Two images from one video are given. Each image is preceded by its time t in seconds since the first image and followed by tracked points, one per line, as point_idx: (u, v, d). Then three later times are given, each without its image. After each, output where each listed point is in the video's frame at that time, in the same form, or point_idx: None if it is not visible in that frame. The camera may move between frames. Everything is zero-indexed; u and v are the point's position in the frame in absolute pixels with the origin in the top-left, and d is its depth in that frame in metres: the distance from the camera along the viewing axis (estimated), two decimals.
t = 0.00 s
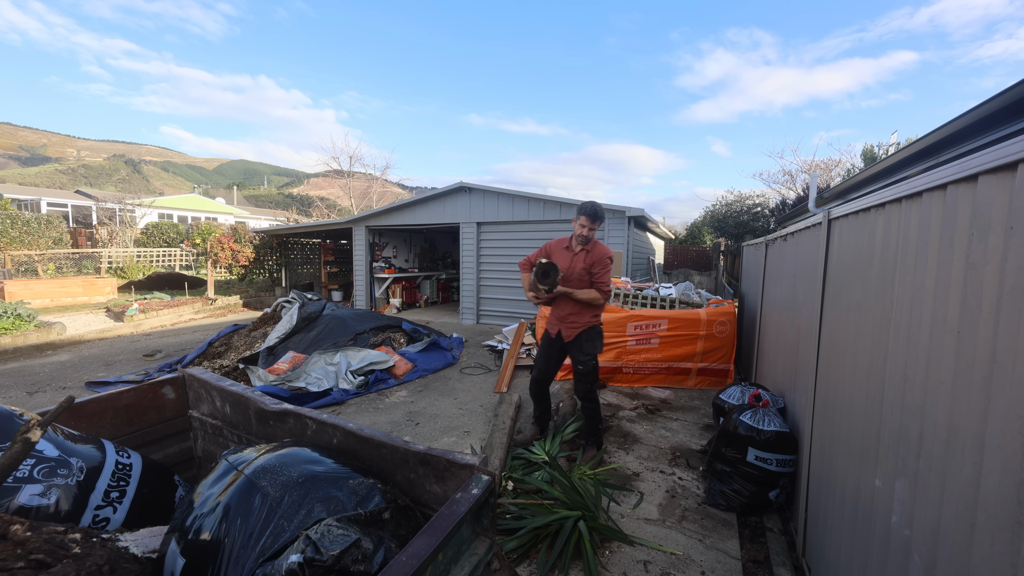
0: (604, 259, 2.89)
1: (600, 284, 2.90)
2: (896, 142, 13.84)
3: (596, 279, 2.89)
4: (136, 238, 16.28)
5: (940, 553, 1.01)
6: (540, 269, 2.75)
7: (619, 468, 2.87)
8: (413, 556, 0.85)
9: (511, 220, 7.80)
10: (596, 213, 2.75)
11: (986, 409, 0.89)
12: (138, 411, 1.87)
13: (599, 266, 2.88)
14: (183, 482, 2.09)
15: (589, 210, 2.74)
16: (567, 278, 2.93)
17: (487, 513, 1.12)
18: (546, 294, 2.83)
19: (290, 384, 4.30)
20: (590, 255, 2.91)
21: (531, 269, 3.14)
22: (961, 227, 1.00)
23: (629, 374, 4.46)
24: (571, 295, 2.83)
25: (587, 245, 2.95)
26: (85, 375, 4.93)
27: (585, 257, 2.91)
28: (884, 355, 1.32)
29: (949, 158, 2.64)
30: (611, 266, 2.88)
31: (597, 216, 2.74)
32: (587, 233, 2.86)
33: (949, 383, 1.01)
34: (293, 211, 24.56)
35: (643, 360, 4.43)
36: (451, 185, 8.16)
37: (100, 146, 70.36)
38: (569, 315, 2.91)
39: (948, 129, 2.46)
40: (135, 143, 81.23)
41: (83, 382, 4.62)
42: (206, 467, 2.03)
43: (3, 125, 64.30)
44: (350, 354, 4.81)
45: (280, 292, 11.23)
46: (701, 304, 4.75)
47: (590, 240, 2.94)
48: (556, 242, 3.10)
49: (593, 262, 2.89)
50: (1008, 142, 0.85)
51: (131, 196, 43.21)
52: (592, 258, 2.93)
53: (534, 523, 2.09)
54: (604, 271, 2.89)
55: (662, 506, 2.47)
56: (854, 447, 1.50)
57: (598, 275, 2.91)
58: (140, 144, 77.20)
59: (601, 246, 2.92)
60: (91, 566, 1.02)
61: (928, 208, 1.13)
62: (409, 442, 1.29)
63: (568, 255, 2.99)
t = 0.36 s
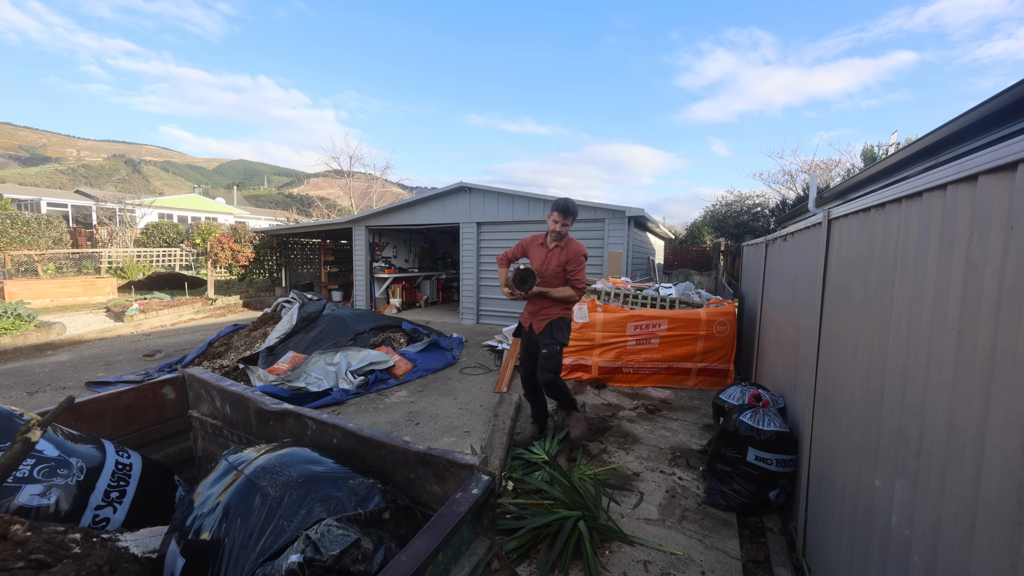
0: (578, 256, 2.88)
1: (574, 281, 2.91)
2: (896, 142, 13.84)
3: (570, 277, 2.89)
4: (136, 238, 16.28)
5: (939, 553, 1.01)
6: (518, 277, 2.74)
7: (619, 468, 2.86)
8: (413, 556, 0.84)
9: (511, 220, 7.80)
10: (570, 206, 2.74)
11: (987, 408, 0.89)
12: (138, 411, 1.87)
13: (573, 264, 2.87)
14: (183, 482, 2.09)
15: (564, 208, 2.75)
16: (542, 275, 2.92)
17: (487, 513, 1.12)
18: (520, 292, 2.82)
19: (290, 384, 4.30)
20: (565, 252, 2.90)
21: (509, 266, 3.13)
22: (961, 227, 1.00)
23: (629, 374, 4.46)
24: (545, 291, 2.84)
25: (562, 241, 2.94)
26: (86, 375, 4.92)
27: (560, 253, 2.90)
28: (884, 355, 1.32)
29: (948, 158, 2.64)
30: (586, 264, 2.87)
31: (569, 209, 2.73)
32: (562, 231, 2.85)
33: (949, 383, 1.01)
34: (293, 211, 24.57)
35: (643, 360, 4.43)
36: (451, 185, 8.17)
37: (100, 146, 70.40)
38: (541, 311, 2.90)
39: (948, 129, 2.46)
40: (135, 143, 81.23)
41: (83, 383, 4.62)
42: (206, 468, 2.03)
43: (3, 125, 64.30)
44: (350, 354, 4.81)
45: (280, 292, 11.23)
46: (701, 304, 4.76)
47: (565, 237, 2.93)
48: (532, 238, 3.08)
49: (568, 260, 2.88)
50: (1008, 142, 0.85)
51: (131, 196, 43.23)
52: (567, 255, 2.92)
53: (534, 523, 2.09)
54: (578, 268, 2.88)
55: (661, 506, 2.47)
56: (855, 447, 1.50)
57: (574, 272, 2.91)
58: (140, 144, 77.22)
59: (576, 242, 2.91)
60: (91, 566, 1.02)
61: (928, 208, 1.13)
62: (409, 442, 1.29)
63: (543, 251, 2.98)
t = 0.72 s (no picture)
0: (567, 256, 2.83)
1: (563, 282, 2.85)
2: (896, 142, 13.83)
3: (560, 278, 2.83)
4: (136, 238, 16.28)
5: (939, 552, 1.01)
6: (516, 282, 2.59)
7: (619, 468, 2.86)
8: (414, 555, 0.85)
9: (511, 220, 7.80)
10: (554, 203, 2.72)
11: (987, 408, 0.89)
12: (138, 411, 1.87)
13: (562, 264, 2.81)
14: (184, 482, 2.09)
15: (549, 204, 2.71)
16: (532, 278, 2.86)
17: (487, 513, 1.12)
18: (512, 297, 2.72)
19: (290, 384, 4.30)
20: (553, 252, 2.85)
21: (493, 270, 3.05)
22: (961, 227, 1.00)
23: (629, 374, 4.46)
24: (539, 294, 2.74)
25: (548, 241, 2.88)
26: (86, 375, 4.93)
27: (549, 254, 2.84)
28: (884, 355, 1.32)
29: (948, 159, 2.64)
30: (575, 263, 2.82)
31: (554, 204, 2.72)
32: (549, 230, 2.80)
33: (949, 383, 1.01)
34: (293, 211, 24.58)
35: (643, 360, 4.43)
36: (451, 185, 8.17)
37: (100, 146, 70.39)
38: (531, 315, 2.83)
39: (947, 129, 2.46)
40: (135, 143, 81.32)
41: (83, 383, 4.62)
42: (206, 468, 2.03)
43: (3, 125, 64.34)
44: (350, 354, 4.81)
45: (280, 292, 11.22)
46: (701, 304, 4.76)
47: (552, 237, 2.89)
48: (515, 240, 3.03)
49: (557, 260, 2.82)
50: (1007, 142, 0.85)
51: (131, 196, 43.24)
52: (555, 255, 2.85)
53: (534, 523, 2.09)
54: (568, 268, 2.83)
55: (661, 506, 2.47)
56: (854, 445, 1.50)
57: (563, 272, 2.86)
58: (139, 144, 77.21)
59: (563, 242, 2.87)
60: (91, 566, 1.02)
61: (928, 208, 1.13)
62: (409, 442, 1.29)
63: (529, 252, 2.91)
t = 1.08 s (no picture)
0: (557, 251, 2.70)
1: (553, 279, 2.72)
2: (896, 142, 13.85)
3: (550, 276, 2.70)
4: (136, 238, 16.29)
5: (939, 552, 1.01)
6: (501, 282, 2.44)
7: (619, 468, 2.86)
8: (413, 556, 0.84)
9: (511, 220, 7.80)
10: (540, 196, 2.63)
11: (987, 408, 0.89)
12: (138, 411, 1.87)
13: (552, 261, 2.69)
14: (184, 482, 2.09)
15: (534, 196, 2.60)
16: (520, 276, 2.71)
17: (487, 513, 1.12)
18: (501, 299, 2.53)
19: (290, 384, 4.30)
20: (541, 248, 2.71)
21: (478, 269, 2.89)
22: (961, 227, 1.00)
23: (629, 374, 4.46)
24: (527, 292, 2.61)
25: (535, 237, 2.76)
26: (86, 375, 4.93)
27: (537, 251, 2.71)
28: (883, 355, 1.32)
29: (948, 159, 2.64)
30: (565, 259, 2.69)
31: (539, 198, 2.63)
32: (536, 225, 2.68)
33: (948, 382, 1.01)
34: (293, 211, 24.57)
35: (643, 360, 4.43)
36: (450, 185, 8.17)
37: (100, 146, 70.43)
38: (521, 317, 2.68)
39: (948, 129, 2.46)
40: (135, 143, 81.33)
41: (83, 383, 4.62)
42: (206, 468, 2.03)
43: (3, 125, 64.34)
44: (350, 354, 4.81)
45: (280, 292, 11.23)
46: (701, 304, 4.76)
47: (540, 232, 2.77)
48: (501, 238, 2.88)
49: (546, 256, 2.69)
50: (1008, 142, 0.85)
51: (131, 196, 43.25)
52: (543, 251, 2.72)
53: (534, 523, 2.09)
54: (557, 265, 2.70)
55: (661, 506, 2.47)
56: (854, 445, 1.50)
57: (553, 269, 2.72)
58: (139, 144, 77.23)
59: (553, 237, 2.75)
60: (91, 566, 1.02)
61: (928, 208, 1.13)
62: (409, 442, 1.29)
63: (517, 248, 2.78)
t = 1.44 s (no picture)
0: (523, 254, 2.44)
1: (521, 286, 2.46)
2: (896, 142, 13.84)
3: (517, 281, 2.43)
4: (136, 238, 16.29)
5: (940, 553, 1.00)
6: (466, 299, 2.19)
7: (619, 468, 2.86)
8: (413, 556, 0.84)
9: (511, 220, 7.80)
10: (498, 194, 2.37)
11: (987, 408, 0.89)
12: (138, 411, 1.86)
13: (518, 265, 2.42)
14: (184, 481, 2.09)
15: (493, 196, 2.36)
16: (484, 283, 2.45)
17: (487, 513, 1.12)
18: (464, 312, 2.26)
19: (290, 385, 4.30)
20: (505, 251, 2.44)
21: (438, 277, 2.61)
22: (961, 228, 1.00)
23: (630, 374, 4.45)
24: (491, 301, 2.34)
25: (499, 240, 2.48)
26: (86, 375, 4.92)
27: (501, 254, 2.44)
28: (883, 355, 1.32)
29: (949, 159, 2.64)
30: (531, 262, 2.43)
31: (497, 198, 2.38)
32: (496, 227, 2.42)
33: (949, 382, 1.01)
34: (293, 211, 24.58)
35: (643, 360, 4.42)
36: (450, 185, 8.17)
37: (100, 146, 70.45)
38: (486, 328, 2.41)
39: (948, 129, 2.46)
40: (134, 143, 81.34)
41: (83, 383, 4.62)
42: (206, 468, 2.03)
43: (2, 125, 64.32)
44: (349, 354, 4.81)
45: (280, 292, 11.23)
46: (701, 304, 4.76)
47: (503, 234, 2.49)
48: (463, 242, 2.61)
49: (512, 260, 2.43)
50: (1008, 141, 0.85)
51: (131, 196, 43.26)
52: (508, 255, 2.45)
53: (534, 523, 2.08)
54: (524, 269, 2.43)
55: (661, 506, 2.46)
56: (855, 446, 1.50)
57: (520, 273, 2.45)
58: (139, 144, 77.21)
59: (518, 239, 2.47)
60: (90, 566, 1.02)
61: (928, 209, 1.13)
62: (410, 442, 1.29)
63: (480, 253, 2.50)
